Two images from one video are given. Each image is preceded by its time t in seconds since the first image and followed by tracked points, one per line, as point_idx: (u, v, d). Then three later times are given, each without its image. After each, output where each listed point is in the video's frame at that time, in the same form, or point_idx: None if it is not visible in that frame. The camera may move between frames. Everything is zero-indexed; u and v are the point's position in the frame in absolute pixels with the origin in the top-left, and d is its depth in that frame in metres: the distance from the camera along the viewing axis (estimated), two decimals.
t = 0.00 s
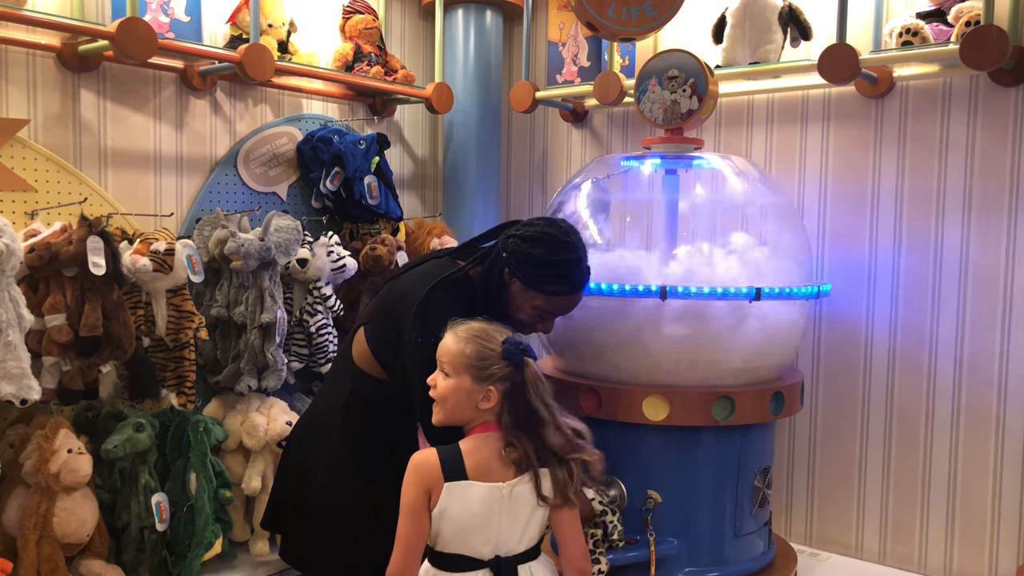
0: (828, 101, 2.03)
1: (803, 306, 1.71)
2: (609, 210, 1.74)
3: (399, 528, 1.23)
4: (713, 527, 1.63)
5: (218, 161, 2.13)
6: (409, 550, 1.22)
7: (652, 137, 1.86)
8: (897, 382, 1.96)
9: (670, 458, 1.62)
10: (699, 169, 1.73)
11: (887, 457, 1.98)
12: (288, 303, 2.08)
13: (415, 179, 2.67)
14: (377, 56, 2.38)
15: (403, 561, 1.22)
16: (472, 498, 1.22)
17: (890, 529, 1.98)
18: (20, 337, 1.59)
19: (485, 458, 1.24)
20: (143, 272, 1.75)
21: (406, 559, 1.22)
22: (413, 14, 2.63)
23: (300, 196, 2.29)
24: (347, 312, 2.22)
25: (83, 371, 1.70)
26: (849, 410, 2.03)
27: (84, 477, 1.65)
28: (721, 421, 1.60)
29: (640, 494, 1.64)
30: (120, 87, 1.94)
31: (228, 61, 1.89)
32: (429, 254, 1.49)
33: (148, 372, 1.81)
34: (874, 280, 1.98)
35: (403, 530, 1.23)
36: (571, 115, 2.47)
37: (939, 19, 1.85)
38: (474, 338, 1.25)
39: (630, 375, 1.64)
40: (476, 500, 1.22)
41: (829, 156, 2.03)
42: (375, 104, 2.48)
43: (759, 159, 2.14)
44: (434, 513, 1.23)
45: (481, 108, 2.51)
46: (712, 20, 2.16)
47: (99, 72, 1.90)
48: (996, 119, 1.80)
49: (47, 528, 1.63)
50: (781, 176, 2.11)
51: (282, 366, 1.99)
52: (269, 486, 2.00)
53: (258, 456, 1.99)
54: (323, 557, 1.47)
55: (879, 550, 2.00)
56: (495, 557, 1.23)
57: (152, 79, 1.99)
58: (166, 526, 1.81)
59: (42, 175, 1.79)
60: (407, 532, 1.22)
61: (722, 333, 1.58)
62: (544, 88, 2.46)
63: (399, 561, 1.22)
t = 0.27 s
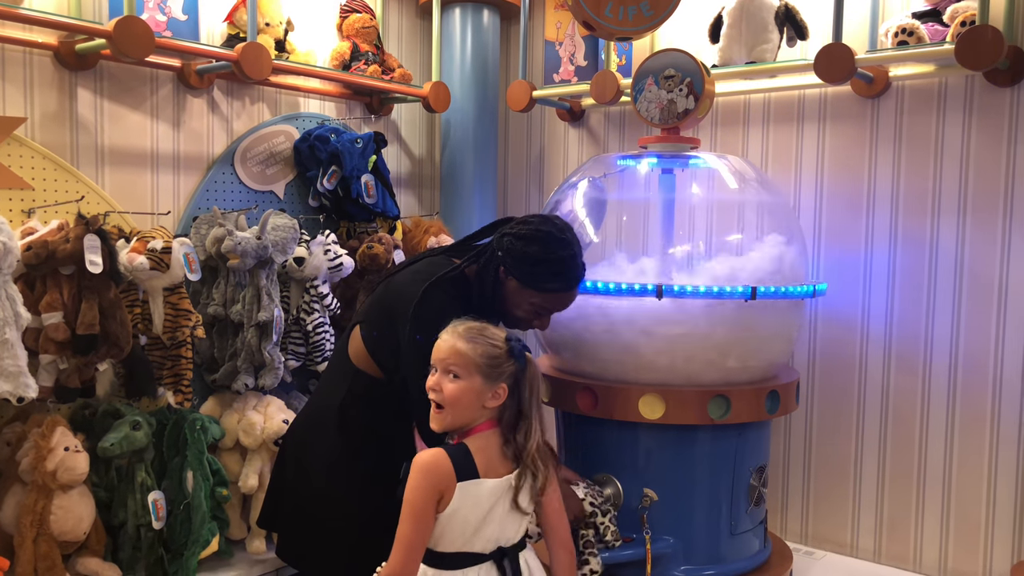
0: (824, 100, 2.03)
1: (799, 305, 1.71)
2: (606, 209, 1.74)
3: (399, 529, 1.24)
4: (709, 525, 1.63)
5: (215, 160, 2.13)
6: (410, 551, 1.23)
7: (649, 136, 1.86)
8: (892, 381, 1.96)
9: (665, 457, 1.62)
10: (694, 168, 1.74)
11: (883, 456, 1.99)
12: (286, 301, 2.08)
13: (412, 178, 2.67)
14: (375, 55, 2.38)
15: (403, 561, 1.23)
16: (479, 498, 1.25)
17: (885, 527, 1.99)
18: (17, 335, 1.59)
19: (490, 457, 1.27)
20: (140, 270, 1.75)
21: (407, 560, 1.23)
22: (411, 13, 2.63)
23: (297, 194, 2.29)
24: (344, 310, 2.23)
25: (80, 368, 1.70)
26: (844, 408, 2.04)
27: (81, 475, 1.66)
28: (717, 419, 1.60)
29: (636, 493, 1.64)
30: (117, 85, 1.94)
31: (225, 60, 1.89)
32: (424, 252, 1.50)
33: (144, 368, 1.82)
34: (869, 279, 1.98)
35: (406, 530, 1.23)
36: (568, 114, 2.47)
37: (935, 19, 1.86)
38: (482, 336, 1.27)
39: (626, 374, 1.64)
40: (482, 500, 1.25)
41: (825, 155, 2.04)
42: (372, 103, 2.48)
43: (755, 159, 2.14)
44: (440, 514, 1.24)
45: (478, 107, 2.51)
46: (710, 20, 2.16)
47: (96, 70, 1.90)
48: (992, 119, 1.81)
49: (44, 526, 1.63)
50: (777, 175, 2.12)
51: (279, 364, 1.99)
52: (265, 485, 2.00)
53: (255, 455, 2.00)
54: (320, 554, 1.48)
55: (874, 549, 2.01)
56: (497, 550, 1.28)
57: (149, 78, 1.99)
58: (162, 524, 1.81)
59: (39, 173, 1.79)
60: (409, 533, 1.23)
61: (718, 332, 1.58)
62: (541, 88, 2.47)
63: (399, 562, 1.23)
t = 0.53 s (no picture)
0: (823, 101, 2.04)
1: (799, 305, 1.72)
2: (605, 210, 1.74)
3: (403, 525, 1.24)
4: (709, 526, 1.64)
5: (215, 161, 2.13)
6: (413, 549, 1.22)
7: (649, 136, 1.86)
8: (892, 381, 1.96)
9: (665, 457, 1.62)
10: (694, 168, 1.74)
11: (883, 456, 1.99)
12: (285, 302, 2.09)
13: (412, 178, 2.67)
14: (374, 56, 2.38)
15: (405, 558, 1.22)
16: (484, 499, 1.26)
17: (885, 527, 1.99)
18: (17, 335, 1.59)
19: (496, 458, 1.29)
20: (140, 270, 1.75)
21: (409, 560, 1.22)
22: (410, 14, 2.63)
23: (297, 195, 2.30)
24: (344, 310, 2.23)
25: (81, 369, 1.71)
26: (845, 408, 2.04)
27: (81, 475, 1.66)
28: (717, 419, 1.60)
29: (635, 493, 1.64)
30: (117, 86, 1.94)
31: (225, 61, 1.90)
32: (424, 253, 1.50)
33: (145, 369, 1.82)
34: (869, 279, 1.98)
35: (408, 527, 1.23)
36: (568, 115, 2.47)
37: (934, 20, 1.86)
38: (489, 336, 1.28)
39: (626, 374, 1.64)
40: (488, 500, 1.26)
41: (824, 155, 2.04)
42: (372, 104, 2.48)
43: (755, 159, 2.15)
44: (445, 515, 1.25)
45: (477, 108, 2.51)
46: (709, 20, 2.16)
47: (96, 71, 1.90)
48: (991, 119, 1.81)
49: (44, 527, 1.63)
50: (777, 176, 2.12)
51: (279, 365, 1.99)
52: (265, 485, 2.01)
53: (255, 455, 2.00)
54: (320, 554, 1.48)
55: (874, 549, 2.01)
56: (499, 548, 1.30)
57: (149, 79, 2.00)
58: (163, 524, 1.81)
59: (40, 174, 1.79)
60: (413, 530, 1.23)
61: (717, 332, 1.58)
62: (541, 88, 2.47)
63: (402, 558, 1.22)
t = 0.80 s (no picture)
0: (824, 101, 2.03)
1: (800, 305, 1.71)
2: (606, 210, 1.74)
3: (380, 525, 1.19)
4: (709, 526, 1.63)
5: (215, 161, 2.13)
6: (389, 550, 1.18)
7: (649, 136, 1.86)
8: (892, 381, 1.96)
9: (665, 457, 1.62)
10: (695, 168, 1.74)
11: (884, 456, 1.98)
12: (286, 302, 2.09)
13: (412, 178, 2.67)
14: (375, 56, 2.38)
15: (383, 557, 1.18)
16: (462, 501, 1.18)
17: (886, 528, 1.99)
18: (17, 336, 1.59)
19: (465, 459, 1.18)
20: (140, 271, 1.75)
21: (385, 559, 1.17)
22: (411, 14, 2.63)
23: (297, 195, 2.29)
24: (344, 311, 2.23)
25: (81, 369, 1.71)
26: (845, 409, 2.04)
27: (81, 476, 1.65)
28: (717, 419, 1.60)
29: (636, 494, 1.64)
30: (117, 86, 1.94)
31: (226, 61, 1.90)
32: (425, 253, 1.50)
33: (144, 369, 1.82)
34: (869, 279, 1.98)
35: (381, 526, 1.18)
36: (568, 115, 2.47)
37: (935, 20, 1.86)
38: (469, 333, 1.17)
39: (626, 374, 1.64)
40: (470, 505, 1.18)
41: (825, 156, 2.04)
42: (372, 104, 2.48)
43: (756, 159, 2.14)
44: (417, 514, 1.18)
45: (478, 108, 2.51)
46: (710, 20, 2.16)
47: (96, 72, 1.90)
48: (991, 119, 1.81)
49: (44, 527, 1.63)
50: (777, 176, 2.12)
51: (279, 365, 1.99)
52: (266, 485, 2.00)
53: (255, 456, 2.00)
54: (319, 554, 1.48)
55: (874, 549, 2.01)
56: (483, 554, 1.21)
57: (150, 79, 2.00)
58: (163, 525, 1.81)
59: (40, 174, 1.79)
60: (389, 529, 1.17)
61: (718, 332, 1.58)
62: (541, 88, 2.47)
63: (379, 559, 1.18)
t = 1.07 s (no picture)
0: (824, 102, 2.04)
1: (800, 305, 1.72)
2: (606, 210, 1.74)
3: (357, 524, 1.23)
4: (709, 526, 1.63)
5: (215, 161, 2.13)
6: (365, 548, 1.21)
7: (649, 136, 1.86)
8: (893, 382, 1.96)
9: (665, 457, 1.62)
10: (695, 168, 1.74)
11: (884, 457, 1.99)
12: (286, 303, 2.09)
13: (412, 179, 2.67)
14: (375, 56, 2.38)
15: (361, 555, 1.21)
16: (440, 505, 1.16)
17: (886, 528, 1.99)
18: (18, 336, 1.59)
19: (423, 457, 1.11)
20: (141, 271, 1.75)
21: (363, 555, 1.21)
22: (411, 14, 2.63)
23: (297, 196, 2.30)
24: (345, 311, 2.23)
25: (81, 369, 1.71)
26: (846, 410, 2.04)
27: (82, 476, 1.66)
28: (717, 420, 1.60)
29: (636, 494, 1.64)
30: (118, 86, 1.94)
31: (226, 61, 1.90)
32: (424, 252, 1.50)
33: (145, 369, 1.82)
34: (869, 280, 1.98)
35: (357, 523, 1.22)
36: (568, 115, 2.47)
37: (935, 21, 1.87)
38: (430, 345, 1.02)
39: (626, 374, 1.64)
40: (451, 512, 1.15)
41: (825, 156, 2.04)
42: (373, 104, 2.48)
43: (756, 159, 2.14)
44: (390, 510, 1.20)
45: (478, 108, 2.51)
46: (710, 21, 2.16)
47: (97, 72, 1.90)
48: (991, 120, 1.81)
49: (45, 527, 1.63)
50: (777, 176, 2.12)
51: (280, 365, 1.99)
52: (266, 485, 2.01)
53: (255, 456, 2.00)
54: (320, 553, 1.48)
55: (874, 549, 2.01)
56: (459, 556, 1.17)
57: (150, 79, 2.00)
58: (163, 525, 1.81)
59: (40, 174, 1.79)
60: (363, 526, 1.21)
61: (718, 332, 1.58)
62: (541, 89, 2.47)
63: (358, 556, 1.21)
